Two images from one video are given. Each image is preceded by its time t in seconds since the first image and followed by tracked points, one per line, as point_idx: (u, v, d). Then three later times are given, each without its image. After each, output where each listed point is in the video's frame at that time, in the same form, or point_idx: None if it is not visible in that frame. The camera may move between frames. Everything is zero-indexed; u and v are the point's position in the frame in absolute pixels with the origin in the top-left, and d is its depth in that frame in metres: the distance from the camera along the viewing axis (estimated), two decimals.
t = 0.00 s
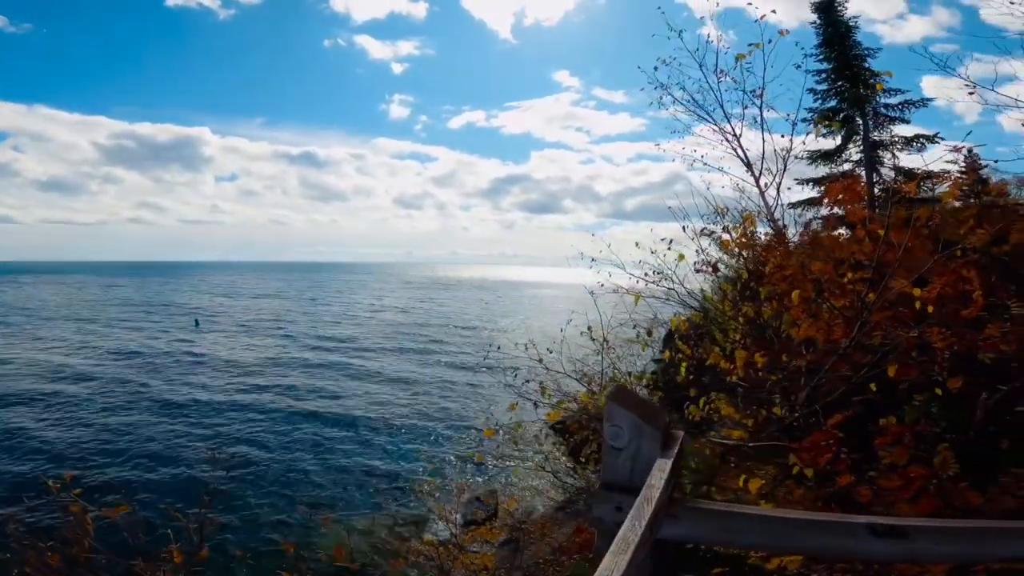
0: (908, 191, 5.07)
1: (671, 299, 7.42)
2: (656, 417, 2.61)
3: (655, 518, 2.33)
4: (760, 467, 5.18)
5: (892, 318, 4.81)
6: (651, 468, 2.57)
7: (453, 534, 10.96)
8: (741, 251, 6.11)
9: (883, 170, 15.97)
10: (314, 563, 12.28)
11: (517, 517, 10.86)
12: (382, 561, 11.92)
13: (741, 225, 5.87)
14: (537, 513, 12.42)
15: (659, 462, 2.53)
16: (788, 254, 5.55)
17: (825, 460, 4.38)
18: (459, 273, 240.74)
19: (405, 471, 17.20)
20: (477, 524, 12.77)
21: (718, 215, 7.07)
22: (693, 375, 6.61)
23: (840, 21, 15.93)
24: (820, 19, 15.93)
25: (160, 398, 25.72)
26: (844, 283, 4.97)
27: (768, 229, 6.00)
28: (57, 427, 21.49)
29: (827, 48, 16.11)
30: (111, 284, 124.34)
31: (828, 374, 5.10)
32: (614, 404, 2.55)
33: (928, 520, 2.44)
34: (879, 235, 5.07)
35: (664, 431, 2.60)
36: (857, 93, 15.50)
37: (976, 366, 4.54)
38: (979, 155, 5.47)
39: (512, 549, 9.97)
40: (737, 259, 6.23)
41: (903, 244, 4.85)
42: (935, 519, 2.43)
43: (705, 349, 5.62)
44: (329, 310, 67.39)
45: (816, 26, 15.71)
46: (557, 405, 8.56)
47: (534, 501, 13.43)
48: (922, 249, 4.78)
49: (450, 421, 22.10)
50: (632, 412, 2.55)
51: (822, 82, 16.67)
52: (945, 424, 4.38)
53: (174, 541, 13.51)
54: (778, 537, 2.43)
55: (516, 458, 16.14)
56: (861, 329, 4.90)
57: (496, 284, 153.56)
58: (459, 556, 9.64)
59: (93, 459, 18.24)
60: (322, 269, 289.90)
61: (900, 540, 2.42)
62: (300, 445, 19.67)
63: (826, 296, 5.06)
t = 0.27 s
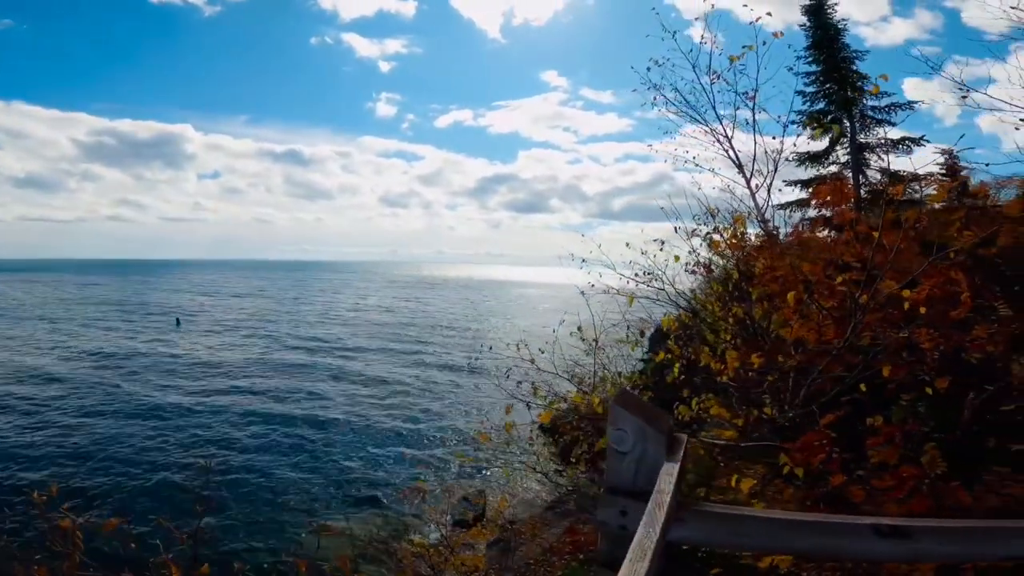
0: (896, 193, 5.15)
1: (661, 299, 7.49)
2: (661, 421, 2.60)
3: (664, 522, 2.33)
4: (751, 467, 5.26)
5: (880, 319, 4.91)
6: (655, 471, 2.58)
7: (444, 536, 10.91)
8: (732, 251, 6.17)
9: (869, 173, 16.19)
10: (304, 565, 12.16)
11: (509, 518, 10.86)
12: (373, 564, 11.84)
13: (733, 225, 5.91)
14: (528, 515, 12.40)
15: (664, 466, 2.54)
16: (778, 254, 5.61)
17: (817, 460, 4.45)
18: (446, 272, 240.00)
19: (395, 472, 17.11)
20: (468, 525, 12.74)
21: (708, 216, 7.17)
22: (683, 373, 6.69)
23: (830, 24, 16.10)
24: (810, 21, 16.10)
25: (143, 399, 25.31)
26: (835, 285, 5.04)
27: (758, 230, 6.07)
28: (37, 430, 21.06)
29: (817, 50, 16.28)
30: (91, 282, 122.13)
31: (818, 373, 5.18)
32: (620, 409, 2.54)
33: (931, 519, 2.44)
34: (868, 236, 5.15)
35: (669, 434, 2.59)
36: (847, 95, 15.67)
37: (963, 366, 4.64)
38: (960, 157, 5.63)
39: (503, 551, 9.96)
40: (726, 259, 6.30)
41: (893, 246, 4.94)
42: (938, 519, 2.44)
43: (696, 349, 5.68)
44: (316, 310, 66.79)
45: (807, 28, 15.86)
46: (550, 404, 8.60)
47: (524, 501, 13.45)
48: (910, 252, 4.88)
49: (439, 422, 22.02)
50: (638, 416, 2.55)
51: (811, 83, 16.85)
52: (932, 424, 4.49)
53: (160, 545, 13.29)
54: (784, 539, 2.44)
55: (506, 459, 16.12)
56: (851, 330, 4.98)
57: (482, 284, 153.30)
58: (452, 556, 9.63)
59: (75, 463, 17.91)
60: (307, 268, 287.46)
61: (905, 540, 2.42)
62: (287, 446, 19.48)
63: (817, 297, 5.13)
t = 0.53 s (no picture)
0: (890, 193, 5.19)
1: (655, 297, 7.53)
2: (669, 422, 2.60)
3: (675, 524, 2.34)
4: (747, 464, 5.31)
5: (875, 317, 4.97)
6: (664, 472, 2.57)
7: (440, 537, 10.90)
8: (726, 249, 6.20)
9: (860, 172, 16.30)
10: (300, 568, 12.09)
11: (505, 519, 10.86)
12: (369, 566, 11.81)
13: (727, 223, 5.93)
14: (524, 515, 12.41)
15: (673, 467, 2.54)
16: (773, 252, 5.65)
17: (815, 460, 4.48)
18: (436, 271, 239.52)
19: (389, 472, 17.06)
20: (464, 526, 12.73)
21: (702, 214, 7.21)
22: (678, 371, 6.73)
23: (821, 24, 16.21)
24: (802, 21, 16.20)
25: (132, 401, 25.04)
26: (830, 285, 5.08)
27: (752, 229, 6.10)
28: (25, 433, 20.79)
29: (809, 50, 16.39)
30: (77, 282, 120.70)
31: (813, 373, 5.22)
32: (628, 410, 2.53)
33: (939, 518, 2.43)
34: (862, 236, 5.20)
35: (676, 435, 2.59)
36: (838, 94, 15.80)
37: (955, 366, 4.71)
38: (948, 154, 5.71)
39: (500, 551, 9.96)
40: (720, 257, 6.33)
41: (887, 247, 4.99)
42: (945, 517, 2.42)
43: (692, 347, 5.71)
44: (306, 309, 66.43)
45: (799, 27, 15.96)
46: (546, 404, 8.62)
47: (520, 501, 13.47)
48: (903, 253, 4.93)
49: (433, 422, 21.99)
50: (645, 417, 2.54)
51: (803, 83, 16.96)
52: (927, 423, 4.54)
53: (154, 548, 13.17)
54: (793, 539, 2.44)
55: (501, 458, 16.13)
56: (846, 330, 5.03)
57: (473, 282, 153.10)
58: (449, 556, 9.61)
59: (64, 467, 17.69)
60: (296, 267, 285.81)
61: (913, 539, 2.41)
62: (280, 448, 19.37)
63: (812, 297, 5.17)
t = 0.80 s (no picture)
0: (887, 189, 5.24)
1: (654, 295, 7.56)
2: (679, 423, 2.62)
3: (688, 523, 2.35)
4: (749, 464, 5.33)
5: (874, 314, 5.01)
6: (675, 472, 2.59)
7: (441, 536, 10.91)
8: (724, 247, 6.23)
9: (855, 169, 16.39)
10: (302, 569, 12.08)
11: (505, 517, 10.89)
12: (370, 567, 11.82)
13: (726, 220, 5.95)
14: (524, 514, 12.45)
15: (684, 468, 2.56)
16: (772, 249, 5.68)
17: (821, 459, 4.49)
18: (432, 269, 239.32)
19: (388, 471, 17.07)
20: (464, 525, 12.76)
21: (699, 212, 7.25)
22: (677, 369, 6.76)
23: (817, 22, 16.27)
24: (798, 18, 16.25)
25: (128, 403, 24.91)
26: (829, 283, 5.11)
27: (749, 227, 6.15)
28: (20, 436, 20.65)
29: (804, 47, 16.44)
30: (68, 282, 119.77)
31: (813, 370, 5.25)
32: (638, 410, 2.54)
33: (951, 517, 2.46)
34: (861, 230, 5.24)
35: (687, 435, 2.60)
36: (834, 92, 15.86)
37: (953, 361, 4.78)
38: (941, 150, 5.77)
39: (500, 550, 9.99)
40: (718, 254, 6.36)
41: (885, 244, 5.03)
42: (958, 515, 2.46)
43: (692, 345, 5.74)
44: (301, 308, 66.25)
45: (795, 25, 16.00)
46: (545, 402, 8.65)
47: (519, 500, 13.51)
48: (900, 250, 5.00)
49: (431, 420, 22.00)
50: (655, 417, 2.55)
51: (799, 80, 17.02)
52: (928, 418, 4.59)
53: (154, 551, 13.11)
54: (806, 538, 2.46)
55: (500, 457, 16.17)
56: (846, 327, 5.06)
57: (469, 280, 153.11)
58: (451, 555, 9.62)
59: (61, 471, 17.59)
60: (291, 265, 284.83)
61: (925, 537, 2.45)
62: (279, 448, 19.33)
63: (812, 295, 5.20)
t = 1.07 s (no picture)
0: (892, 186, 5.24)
1: (657, 291, 7.56)
2: (690, 422, 2.61)
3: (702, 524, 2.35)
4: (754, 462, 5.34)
5: (879, 310, 5.00)
6: (686, 472, 2.59)
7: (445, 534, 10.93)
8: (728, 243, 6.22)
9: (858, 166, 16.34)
10: (307, 568, 12.10)
11: (508, 514, 10.90)
12: (375, 565, 11.85)
13: (730, 216, 5.94)
14: (527, 511, 12.46)
15: (695, 467, 2.55)
16: (776, 246, 5.67)
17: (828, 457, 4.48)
18: (431, 267, 239.36)
19: (392, 470, 17.10)
20: (468, 523, 12.78)
21: (701, 209, 7.26)
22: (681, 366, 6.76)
23: (820, 18, 16.21)
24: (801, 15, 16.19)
25: (130, 403, 24.91)
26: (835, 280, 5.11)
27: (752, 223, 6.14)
28: (23, 437, 20.65)
29: (807, 44, 16.39)
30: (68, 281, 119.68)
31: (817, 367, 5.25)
32: (649, 409, 2.53)
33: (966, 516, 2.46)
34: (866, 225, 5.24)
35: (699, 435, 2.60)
36: (837, 89, 15.82)
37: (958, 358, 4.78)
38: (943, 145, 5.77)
39: (504, 548, 10.01)
40: (722, 251, 6.36)
41: (890, 240, 5.02)
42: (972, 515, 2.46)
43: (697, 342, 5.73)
44: (302, 307, 66.23)
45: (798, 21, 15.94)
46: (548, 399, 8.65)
47: (522, 498, 13.54)
48: (905, 247, 4.99)
49: (433, 419, 22.03)
50: (666, 416, 2.54)
51: (801, 77, 16.97)
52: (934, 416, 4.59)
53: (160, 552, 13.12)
54: (820, 537, 2.46)
55: (503, 455, 16.20)
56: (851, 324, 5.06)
57: (469, 277, 153.18)
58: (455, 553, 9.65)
59: (65, 472, 17.59)
60: (290, 264, 284.67)
61: (939, 536, 2.45)
62: (281, 448, 19.35)
63: (818, 292, 5.19)
